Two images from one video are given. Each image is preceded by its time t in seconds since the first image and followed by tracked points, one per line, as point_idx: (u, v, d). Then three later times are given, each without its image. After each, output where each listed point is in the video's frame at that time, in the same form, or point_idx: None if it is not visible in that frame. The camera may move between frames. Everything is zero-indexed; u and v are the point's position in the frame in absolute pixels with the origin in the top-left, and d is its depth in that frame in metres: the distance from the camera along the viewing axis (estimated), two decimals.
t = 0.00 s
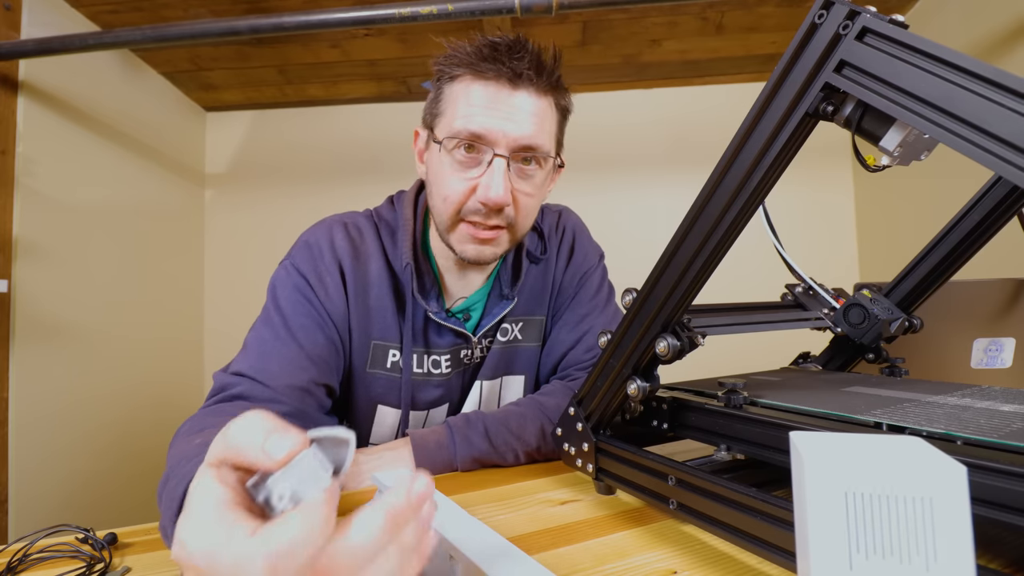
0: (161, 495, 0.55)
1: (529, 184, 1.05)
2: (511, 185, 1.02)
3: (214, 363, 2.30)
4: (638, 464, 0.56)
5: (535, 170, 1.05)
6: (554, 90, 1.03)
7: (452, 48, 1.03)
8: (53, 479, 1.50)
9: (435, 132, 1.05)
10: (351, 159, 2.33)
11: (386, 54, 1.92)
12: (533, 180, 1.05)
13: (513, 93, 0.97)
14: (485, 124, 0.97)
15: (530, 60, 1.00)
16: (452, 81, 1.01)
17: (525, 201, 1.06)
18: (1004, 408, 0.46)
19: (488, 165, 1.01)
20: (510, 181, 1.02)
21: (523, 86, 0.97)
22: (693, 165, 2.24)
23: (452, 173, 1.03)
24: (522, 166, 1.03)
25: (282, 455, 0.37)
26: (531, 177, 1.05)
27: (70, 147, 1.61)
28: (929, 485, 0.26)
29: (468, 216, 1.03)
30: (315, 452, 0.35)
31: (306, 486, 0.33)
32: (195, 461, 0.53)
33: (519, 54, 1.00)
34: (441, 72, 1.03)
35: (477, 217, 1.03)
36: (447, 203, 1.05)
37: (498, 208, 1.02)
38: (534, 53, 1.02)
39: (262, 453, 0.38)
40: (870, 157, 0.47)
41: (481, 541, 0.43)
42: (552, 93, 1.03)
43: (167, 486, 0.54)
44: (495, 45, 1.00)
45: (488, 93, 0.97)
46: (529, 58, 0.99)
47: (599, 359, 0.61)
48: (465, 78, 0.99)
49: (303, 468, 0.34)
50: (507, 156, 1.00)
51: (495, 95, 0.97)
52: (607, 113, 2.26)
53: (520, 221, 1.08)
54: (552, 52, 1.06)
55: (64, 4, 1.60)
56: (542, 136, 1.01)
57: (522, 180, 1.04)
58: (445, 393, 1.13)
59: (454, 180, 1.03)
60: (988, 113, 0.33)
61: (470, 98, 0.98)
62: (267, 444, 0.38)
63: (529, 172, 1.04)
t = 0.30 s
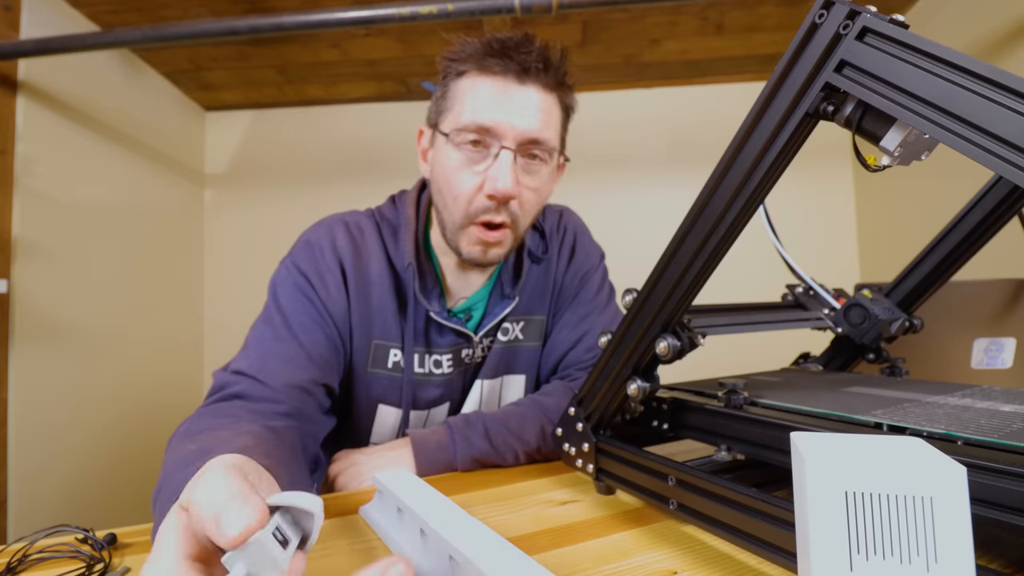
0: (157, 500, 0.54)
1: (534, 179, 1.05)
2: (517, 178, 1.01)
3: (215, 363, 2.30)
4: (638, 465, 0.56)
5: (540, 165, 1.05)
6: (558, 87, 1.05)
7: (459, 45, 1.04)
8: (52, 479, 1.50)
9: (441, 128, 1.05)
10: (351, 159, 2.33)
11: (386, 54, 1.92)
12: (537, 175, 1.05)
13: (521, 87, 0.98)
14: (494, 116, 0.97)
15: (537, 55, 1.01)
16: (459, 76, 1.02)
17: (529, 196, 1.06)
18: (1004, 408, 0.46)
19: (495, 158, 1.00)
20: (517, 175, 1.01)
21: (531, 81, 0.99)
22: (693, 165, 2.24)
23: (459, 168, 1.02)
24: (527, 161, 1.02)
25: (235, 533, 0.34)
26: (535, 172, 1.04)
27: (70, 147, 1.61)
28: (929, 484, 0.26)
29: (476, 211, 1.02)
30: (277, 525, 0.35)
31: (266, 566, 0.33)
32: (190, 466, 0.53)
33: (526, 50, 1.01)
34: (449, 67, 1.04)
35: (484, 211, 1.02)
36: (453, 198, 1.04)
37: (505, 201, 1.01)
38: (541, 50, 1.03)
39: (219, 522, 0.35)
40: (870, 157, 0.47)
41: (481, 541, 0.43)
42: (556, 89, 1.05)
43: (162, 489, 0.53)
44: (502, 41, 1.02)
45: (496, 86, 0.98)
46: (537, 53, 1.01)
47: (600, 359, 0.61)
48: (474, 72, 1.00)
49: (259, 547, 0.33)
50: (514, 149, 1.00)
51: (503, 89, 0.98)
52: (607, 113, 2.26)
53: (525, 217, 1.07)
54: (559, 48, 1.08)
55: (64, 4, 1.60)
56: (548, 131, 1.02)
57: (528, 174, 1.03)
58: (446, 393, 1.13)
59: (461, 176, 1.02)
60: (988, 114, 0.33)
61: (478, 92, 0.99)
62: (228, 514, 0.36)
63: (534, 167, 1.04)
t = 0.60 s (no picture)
0: (158, 502, 0.53)
1: (524, 171, 1.04)
2: (506, 171, 1.01)
3: (215, 363, 2.30)
4: (638, 465, 0.56)
5: (529, 156, 1.04)
6: (546, 78, 1.04)
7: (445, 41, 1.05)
8: (53, 479, 1.50)
9: (429, 124, 1.05)
10: (352, 159, 2.33)
11: (386, 54, 1.92)
12: (527, 166, 1.04)
13: (505, 79, 0.99)
14: (478, 110, 0.97)
15: (520, 46, 1.00)
16: (445, 72, 1.02)
17: (521, 187, 1.05)
18: (1004, 408, 0.46)
19: (482, 152, 1.00)
20: (505, 167, 1.01)
21: (514, 72, 0.99)
22: (693, 165, 2.24)
23: (448, 163, 1.03)
24: (515, 153, 1.02)
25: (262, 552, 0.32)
26: (525, 164, 1.04)
27: (69, 147, 1.61)
28: (930, 485, 0.26)
29: (465, 204, 1.02)
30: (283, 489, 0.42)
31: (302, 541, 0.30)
32: (195, 467, 0.52)
33: (510, 42, 1.01)
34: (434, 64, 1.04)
35: (473, 204, 1.02)
36: (443, 193, 1.04)
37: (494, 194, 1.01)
38: (526, 40, 1.02)
39: (241, 544, 0.35)
40: (870, 157, 0.47)
41: (481, 542, 0.43)
42: (544, 80, 1.04)
43: (165, 491, 0.53)
44: (485, 34, 1.01)
45: (479, 79, 0.98)
46: (518, 43, 1.00)
47: (599, 359, 0.61)
48: (458, 67, 1.00)
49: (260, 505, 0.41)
50: (501, 142, 1.00)
51: (486, 81, 0.98)
52: (607, 113, 2.26)
53: (518, 209, 1.06)
54: (541, 38, 1.06)
55: (64, 4, 1.59)
56: (535, 121, 1.01)
57: (517, 166, 1.03)
58: (446, 393, 1.13)
59: (450, 171, 1.02)
60: (988, 114, 0.33)
61: (463, 86, 0.99)
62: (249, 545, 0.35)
63: (523, 159, 1.03)
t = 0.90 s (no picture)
0: (157, 505, 0.53)
1: (525, 175, 1.04)
2: (506, 175, 1.01)
3: (215, 363, 2.30)
4: (638, 464, 0.56)
5: (530, 161, 1.04)
6: (548, 81, 1.04)
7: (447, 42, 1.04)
8: (52, 479, 1.50)
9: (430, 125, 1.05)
10: (352, 159, 2.33)
11: (386, 54, 1.92)
12: (528, 170, 1.04)
13: (507, 83, 0.98)
14: (479, 114, 0.97)
15: (522, 50, 1.00)
16: (447, 73, 1.02)
17: (522, 191, 1.05)
18: (1004, 408, 0.46)
19: (483, 156, 1.00)
20: (506, 171, 1.01)
21: (517, 76, 0.98)
22: (693, 166, 2.24)
23: (448, 165, 1.03)
24: (517, 157, 1.02)
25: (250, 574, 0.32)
26: (526, 168, 1.04)
27: (69, 146, 1.61)
28: (930, 485, 0.26)
29: (465, 208, 1.03)
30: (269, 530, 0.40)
31: None
32: (193, 469, 0.52)
33: (513, 45, 1.00)
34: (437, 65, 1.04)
35: (473, 208, 1.03)
36: (443, 196, 1.04)
37: (494, 199, 1.01)
38: (530, 45, 1.02)
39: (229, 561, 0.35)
40: (870, 157, 0.47)
41: (481, 543, 0.43)
42: (546, 83, 1.04)
43: (163, 496, 0.52)
44: (488, 36, 1.01)
45: (481, 83, 0.98)
46: (521, 48, 1.00)
47: (600, 358, 0.61)
48: (460, 69, 0.99)
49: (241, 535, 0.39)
50: (502, 146, 1.00)
51: (488, 84, 0.98)
52: (607, 113, 2.26)
53: (518, 213, 1.07)
54: (544, 41, 1.05)
55: (64, 4, 1.59)
56: (537, 126, 1.01)
57: (518, 170, 1.03)
58: (446, 393, 1.14)
59: (451, 174, 1.03)
60: (988, 114, 0.33)
61: (465, 88, 0.98)
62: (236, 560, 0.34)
63: (524, 163, 1.04)
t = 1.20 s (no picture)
0: (157, 501, 0.53)
1: (535, 179, 1.04)
2: (517, 180, 1.01)
3: (215, 363, 2.30)
4: (638, 465, 0.56)
5: (540, 164, 1.04)
6: (558, 86, 1.04)
7: (457, 45, 1.03)
8: (52, 480, 1.50)
9: (439, 128, 1.04)
10: (352, 159, 2.33)
11: (386, 54, 1.92)
12: (538, 175, 1.04)
13: (519, 88, 0.97)
14: (492, 119, 0.96)
15: (535, 57, 1.00)
16: (457, 77, 1.01)
17: (531, 196, 1.06)
18: (1004, 408, 0.46)
19: (495, 161, 1.00)
20: (517, 176, 1.01)
21: (529, 82, 0.97)
22: (694, 165, 2.24)
23: (459, 170, 1.02)
24: (527, 161, 1.02)
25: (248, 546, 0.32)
26: (536, 173, 1.04)
27: (69, 146, 1.61)
28: (930, 485, 0.26)
29: (476, 213, 1.03)
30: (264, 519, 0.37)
31: (270, 562, 0.28)
32: (192, 467, 0.52)
33: (524, 51, 1.00)
34: (447, 68, 1.02)
35: (484, 213, 1.03)
36: (453, 201, 1.04)
37: (505, 204, 1.01)
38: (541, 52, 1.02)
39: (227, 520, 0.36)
40: (870, 157, 0.47)
41: (481, 543, 0.43)
42: (556, 88, 1.04)
43: (163, 495, 0.52)
44: (500, 42, 1.00)
45: (493, 88, 0.97)
46: (534, 55, 0.99)
47: (600, 358, 0.61)
48: (472, 73, 0.98)
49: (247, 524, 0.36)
50: (513, 151, 0.99)
51: (500, 90, 0.97)
52: (607, 113, 2.26)
53: (526, 216, 1.08)
54: (555, 47, 1.06)
55: (64, 4, 1.59)
56: (547, 130, 1.01)
57: (528, 175, 1.03)
58: (447, 393, 1.14)
59: (462, 178, 1.02)
60: (988, 114, 0.33)
61: (477, 92, 0.97)
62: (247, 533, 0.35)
63: (534, 167, 1.03)
